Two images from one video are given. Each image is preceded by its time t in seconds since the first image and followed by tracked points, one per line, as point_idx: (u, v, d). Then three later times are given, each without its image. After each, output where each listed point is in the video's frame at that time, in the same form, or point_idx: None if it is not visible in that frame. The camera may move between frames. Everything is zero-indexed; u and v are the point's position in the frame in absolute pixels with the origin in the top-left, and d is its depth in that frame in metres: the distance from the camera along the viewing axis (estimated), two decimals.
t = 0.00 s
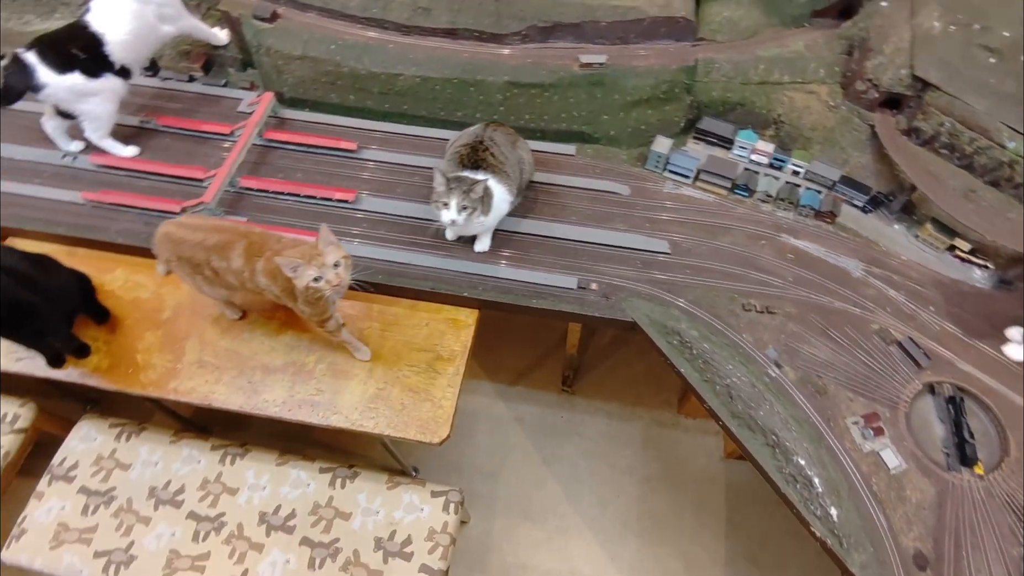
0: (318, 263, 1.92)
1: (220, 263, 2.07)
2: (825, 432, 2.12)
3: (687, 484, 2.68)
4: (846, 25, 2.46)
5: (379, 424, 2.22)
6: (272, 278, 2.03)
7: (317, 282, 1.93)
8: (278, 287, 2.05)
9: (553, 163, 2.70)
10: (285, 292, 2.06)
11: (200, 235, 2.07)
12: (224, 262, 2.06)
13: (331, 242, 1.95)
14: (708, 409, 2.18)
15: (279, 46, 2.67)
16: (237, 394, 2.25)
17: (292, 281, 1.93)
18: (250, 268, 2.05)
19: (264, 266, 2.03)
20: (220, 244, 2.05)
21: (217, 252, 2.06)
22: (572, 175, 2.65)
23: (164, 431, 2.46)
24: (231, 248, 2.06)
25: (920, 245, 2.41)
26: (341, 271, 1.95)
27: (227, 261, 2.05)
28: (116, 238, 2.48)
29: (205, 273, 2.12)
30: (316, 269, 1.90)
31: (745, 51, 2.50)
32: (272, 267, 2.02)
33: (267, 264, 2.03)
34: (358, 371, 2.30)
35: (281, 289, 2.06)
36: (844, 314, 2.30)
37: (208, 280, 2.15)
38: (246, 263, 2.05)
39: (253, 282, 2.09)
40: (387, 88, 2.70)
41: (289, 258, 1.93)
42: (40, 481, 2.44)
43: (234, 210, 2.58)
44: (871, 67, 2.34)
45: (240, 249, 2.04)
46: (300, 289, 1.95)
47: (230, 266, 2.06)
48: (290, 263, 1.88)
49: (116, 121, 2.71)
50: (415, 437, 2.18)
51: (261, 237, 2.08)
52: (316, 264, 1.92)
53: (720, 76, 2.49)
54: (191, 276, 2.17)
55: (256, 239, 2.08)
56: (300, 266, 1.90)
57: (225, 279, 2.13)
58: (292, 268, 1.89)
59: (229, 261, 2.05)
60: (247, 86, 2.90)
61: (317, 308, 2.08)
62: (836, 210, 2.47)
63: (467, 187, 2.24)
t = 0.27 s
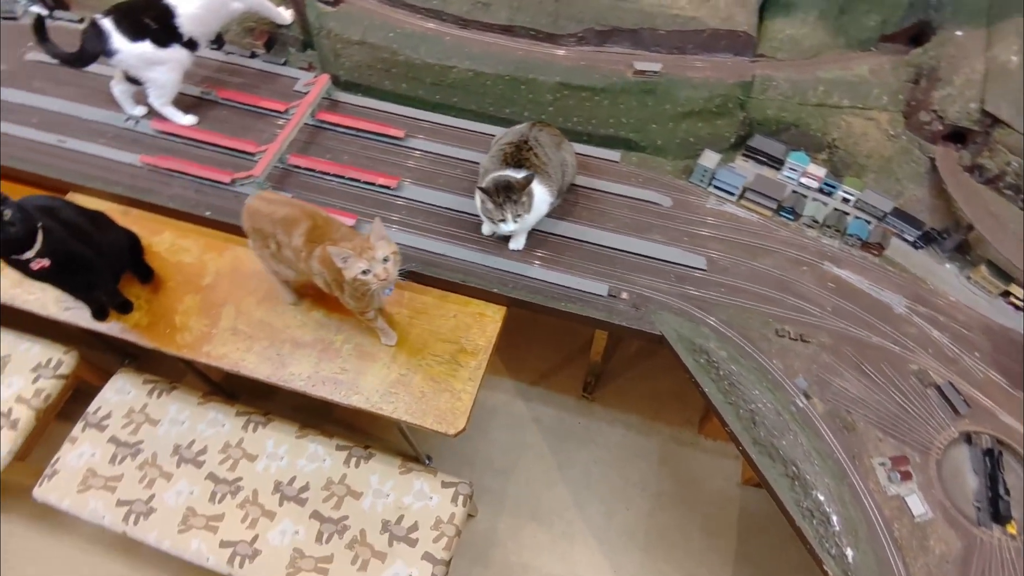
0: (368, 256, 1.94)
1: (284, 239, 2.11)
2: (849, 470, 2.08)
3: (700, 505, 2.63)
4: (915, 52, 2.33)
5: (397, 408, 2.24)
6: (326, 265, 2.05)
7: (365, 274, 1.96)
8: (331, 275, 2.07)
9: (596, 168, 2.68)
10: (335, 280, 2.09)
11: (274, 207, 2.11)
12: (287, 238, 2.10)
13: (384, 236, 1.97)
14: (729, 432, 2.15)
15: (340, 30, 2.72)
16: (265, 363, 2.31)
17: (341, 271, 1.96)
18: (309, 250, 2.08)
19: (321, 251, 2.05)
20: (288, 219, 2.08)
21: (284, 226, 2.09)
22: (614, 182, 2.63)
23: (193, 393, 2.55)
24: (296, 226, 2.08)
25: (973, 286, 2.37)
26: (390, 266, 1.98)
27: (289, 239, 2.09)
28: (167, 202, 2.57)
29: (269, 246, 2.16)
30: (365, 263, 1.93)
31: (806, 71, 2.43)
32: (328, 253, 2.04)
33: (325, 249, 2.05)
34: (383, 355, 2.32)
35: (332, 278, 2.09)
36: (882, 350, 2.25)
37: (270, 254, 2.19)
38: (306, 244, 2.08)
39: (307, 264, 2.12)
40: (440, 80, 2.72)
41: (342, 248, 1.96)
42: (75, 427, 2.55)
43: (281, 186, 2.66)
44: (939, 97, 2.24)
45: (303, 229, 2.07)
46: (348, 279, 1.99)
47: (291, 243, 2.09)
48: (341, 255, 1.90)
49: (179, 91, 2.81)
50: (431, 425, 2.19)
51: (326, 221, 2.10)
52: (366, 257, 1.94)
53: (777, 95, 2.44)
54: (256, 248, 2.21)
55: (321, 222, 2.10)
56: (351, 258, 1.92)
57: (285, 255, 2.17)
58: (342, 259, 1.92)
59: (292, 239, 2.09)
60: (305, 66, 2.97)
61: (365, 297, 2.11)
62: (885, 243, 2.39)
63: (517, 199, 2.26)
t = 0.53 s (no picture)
0: (422, 261, 1.97)
1: (329, 230, 2.15)
2: (869, 511, 2.02)
3: (710, 528, 2.59)
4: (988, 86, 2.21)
5: (416, 396, 2.25)
6: (370, 255, 2.07)
7: (416, 278, 1.99)
8: (374, 265, 2.08)
9: (639, 177, 2.65)
10: (377, 272, 2.10)
11: (318, 203, 2.15)
12: (334, 231, 2.14)
13: (436, 241, 1.99)
14: (747, 458, 2.09)
15: (400, 19, 2.76)
16: (294, 338, 2.35)
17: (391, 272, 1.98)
18: (355, 241, 2.11)
19: (368, 243, 2.08)
20: (334, 212, 2.13)
21: (330, 219, 2.14)
22: (656, 192, 2.59)
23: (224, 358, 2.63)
24: (342, 217, 2.13)
25: None
26: (441, 272, 2.01)
27: (335, 231, 2.13)
28: (218, 172, 2.66)
29: (313, 237, 2.20)
30: (418, 267, 1.96)
31: (868, 96, 2.34)
32: (374, 245, 2.06)
33: (371, 241, 2.07)
34: (408, 342, 2.34)
35: (375, 268, 2.10)
36: (919, 392, 2.20)
37: (315, 245, 2.23)
38: (351, 235, 2.11)
39: (351, 254, 2.14)
40: (491, 75, 2.73)
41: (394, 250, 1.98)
42: (111, 379, 2.66)
43: (327, 166, 2.72)
44: (1010, 135, 2.14)
45: (349, 221, 2.11)
46: (397, 280, 2.01)
47: (338, 235, 2.13)
48: (394, 258, 1.92)
49: (241, 66, 2.90)
50: (449, 417, 2.19)
51: (372, 215, 2.14)
52: (418, 262, 1.96)
53: (833, 118, 2.37)
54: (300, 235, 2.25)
55: (365, 216, 2.14)
56: (404, 261, 1.94)
57: (330, 247, 2.21)
58: (394, 260, 1.94)
59: (338, 230, 2.13)
60: (362, 51, 3.03)
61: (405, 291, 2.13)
62: (933, 280, 2.33)
63: (557, 207, 2.26)
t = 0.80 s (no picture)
0: (479, 271, 1.96)
1: (377, 220, 2.16)
2: (886, 556, 1.96)
3: (718, 552, 2.55)
4: None
5: (437, 383, 2.26)
6: (418, 249, 2.07)
7: (472, 287, 1.99)
8: (420, 259, 2.08)
9: (682, 189, 2.61)
10: (423, 266, 2.11)
11: (367, 192, 2.17)
12: (380, 222, 2.15)
13: (493, 251, 1.99)
14: (764, 486, 2.03)
15: (459, 11, 2.78)
16: (324, 314, 2.39)
17: (447, 278, 1.98)
18: (401, 234, 2.11)
19: (417, 236, 2.08)
20: (382, 203, 2.14)
21: (378, 210, 2.16)
22: (698, 206, 2.55)
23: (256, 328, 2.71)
24: (390, 210, 2.14)
25: None
26: (496, 282, 2.02)
27: (383, 222, 2.14)
28: (269, 147, 2.74)
29: (360, 225, 2.22)
30: (475, 277, 1.96)
31: (932, 126, 2.21)
32: (424, 240, 2.07)
33: (420, 235, 2.08)
34: (434, 330, 2.35)
35: (420, 261, 2.10)
36: (954, 439, 2.12)
37: (361, 233, 2.25)
38: (399, 228, 2.12)
39: (396, 246, 2.15)
40: (543, 73, 2.74)
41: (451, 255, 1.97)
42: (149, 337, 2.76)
43: (373, 151, 2.76)
44: None
45: (397, 214, 2.12)
46: (451, 285, 2.01)
47: (385, 227, 2.14)
48: (451, 265, 1.92)
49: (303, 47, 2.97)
50: (466, 409, 2.20)
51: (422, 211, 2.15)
52: (476, 271, 1.96)
53: (889, 146, 2.27)
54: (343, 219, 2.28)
55: (414, 208, 2.16)
56: (461, 268, 1.94)
57: (375, 237, 2.22)
58: (453, 268, 1.94)
59: (386, 222, 2.13)
60: (418, 40, 3.06)
61: (447, 286, 2.15)
62: (982, 325, 2.23)
63: (593, 211, 2.24)
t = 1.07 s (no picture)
0: (516, 275, 1.96)
1: (420, 205, 2.16)
2: None
3: None
4: None
5: (457, 374, 2.25)
6: (457, 242, 2.06)
7: (507, 290, 1.99)
8: (458, 252, 2.07)
9: (725, 205, 2.56)
10: (459, 259, 2.09)
11: (415, 177, 2.20)
12: (425, 208, 2.15)
13: (532, 256, 1.99)
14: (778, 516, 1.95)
15: (518, 8, 2.80)
16: (356, 295, 2.41)
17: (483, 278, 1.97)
18: (444, 223, 2.11)
19: (457, 229, 2.07)
20: (428, 190, 2.15)
21: (423, 196, 2.16)
22: (741, 224, 2.50)
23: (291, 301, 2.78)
24: (435, 197, 2.14)
25: None
26: (531, 288, 2.03)
27: (427, 209, 2.14)
28: (320, 126, 2.80)
29: (404, 211, 2.23)
30: (512, 281, 1.95)
31: (996, 163, 2.03)
32: (465, 233, 2.06)
33: (461, 228, 2.07)
34: (461, 321, 2.36)
35: (456, 253, 2.09)
36: (990, 493, 2.01)
37: (404, 218, 2.26)
38: (442, 218, 2.11)
39: (436, 235, 2.14)
40: (596, 77, 2.73)
41: (489, 255, 1.95)
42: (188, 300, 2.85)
43: (420, 139, 2.80)
44: None
45: (441, 203, 2.12)
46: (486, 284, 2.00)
47: (428, 214, 2.14)
48: (490, 267, 1.90)
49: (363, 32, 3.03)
50: (484, 403, 2.19)
51: (465, 203, 2.16)
52: (513, 275, 1.96)
53: (950, 181, 2.13)
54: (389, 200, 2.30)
55: (457, 200, 2.15)
56: (499, 271, 1.93)
57: (418, 224, 2.23)
58: (490, 270, 1.93)
59: (429, 209, 2.14)
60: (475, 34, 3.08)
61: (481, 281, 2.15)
62: None
63: (640, 217, 2.21)
